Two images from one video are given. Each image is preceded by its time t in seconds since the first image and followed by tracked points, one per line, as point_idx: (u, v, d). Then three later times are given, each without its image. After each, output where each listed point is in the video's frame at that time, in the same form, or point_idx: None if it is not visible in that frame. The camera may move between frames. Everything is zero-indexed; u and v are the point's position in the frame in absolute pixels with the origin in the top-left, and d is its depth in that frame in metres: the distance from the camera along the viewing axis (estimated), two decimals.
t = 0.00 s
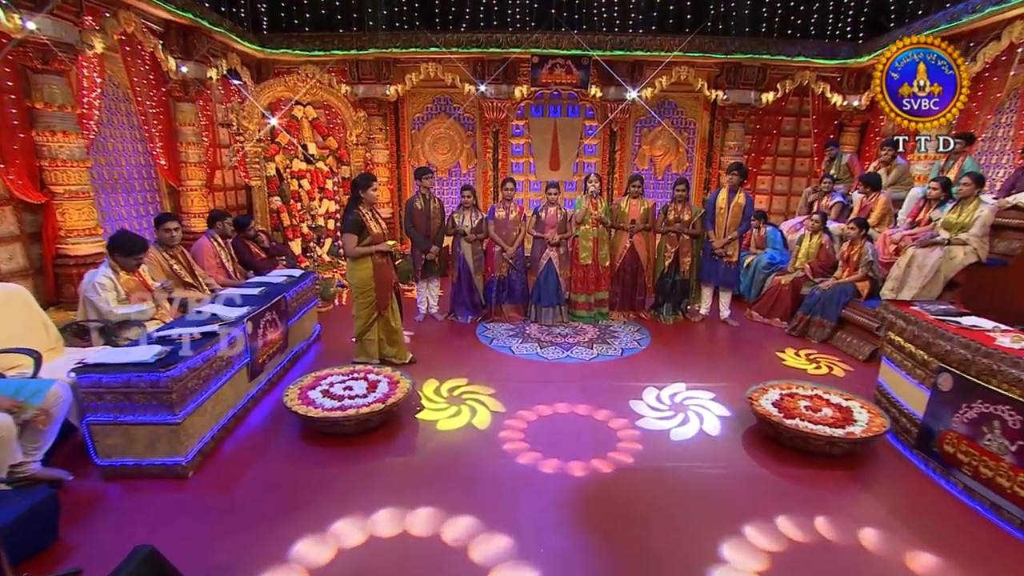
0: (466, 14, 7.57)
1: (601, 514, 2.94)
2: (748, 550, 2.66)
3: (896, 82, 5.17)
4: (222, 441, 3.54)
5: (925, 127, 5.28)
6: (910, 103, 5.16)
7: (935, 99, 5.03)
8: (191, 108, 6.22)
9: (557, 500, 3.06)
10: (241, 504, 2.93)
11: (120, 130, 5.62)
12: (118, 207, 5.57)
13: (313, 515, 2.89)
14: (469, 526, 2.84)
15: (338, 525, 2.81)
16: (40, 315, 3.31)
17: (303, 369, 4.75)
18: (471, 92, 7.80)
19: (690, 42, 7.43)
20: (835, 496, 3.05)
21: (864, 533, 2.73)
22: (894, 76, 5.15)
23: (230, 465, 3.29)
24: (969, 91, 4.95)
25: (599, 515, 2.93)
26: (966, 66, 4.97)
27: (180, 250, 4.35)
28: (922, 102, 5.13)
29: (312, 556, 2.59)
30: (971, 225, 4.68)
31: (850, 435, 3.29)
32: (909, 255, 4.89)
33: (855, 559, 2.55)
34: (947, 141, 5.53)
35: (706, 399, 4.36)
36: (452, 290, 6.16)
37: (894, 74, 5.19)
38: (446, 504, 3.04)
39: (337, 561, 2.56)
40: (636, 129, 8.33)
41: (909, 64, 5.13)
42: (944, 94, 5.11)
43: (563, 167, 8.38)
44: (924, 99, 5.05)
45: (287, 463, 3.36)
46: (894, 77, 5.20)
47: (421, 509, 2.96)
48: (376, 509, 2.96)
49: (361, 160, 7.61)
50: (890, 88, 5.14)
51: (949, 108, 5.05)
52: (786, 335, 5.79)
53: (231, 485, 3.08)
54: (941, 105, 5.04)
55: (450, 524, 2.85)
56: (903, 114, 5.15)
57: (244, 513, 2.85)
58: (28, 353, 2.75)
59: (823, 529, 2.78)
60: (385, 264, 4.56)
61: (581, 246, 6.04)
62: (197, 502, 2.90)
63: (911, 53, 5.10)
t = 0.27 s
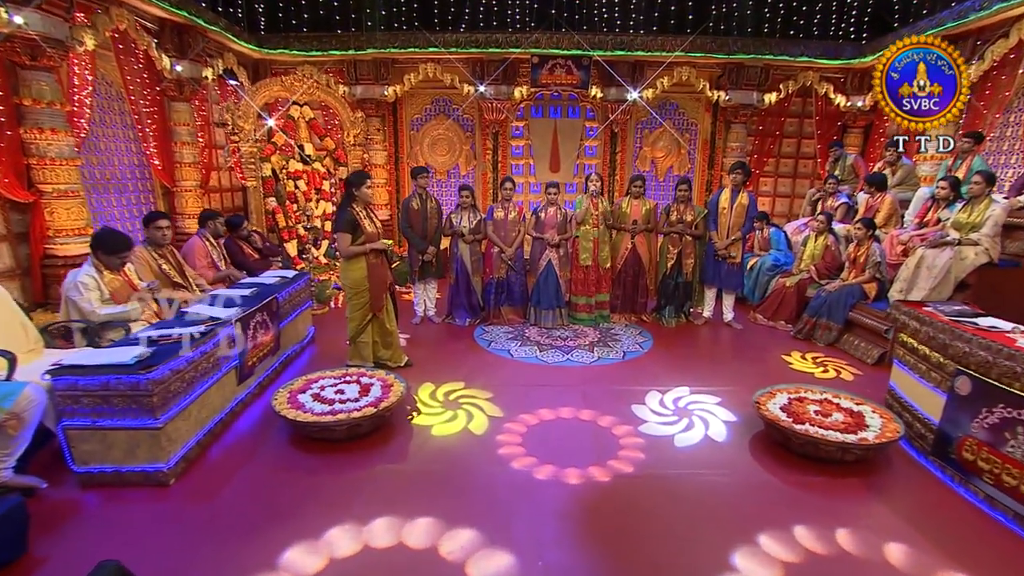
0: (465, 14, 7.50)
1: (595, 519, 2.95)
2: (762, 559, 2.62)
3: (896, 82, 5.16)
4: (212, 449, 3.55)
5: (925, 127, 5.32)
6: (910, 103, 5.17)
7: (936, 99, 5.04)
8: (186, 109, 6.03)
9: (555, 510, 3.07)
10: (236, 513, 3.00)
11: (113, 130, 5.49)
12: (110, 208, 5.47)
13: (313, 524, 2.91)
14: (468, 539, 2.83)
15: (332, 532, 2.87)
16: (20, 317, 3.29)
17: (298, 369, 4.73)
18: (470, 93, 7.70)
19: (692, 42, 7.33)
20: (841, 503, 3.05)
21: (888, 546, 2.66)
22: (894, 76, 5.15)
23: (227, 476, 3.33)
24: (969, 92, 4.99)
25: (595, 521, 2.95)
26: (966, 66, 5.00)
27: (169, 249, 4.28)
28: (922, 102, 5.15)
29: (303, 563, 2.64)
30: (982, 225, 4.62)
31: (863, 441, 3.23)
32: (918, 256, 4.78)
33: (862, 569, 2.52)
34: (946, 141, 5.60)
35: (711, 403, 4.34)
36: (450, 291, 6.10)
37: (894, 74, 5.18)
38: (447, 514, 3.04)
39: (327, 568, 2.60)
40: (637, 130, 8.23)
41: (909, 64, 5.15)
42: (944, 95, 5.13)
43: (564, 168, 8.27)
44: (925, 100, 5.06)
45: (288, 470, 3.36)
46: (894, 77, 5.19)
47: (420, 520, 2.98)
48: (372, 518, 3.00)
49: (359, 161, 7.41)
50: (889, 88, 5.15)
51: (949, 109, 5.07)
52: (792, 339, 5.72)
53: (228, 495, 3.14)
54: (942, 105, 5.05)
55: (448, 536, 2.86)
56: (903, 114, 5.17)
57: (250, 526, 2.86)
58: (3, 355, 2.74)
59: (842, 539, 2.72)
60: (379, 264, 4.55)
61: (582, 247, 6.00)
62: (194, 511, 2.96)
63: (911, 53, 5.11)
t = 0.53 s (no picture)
0: (464, 13, 7.35)
1: (597, 525, 2.85)
2: (774, 566, 2.51)
3: (896, 82, 5.30)
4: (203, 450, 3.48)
5: (926, 127, 5.44)
6: (911, 103, 5.33)
7: (936, 99, 5.19)
8: (180, 106, 5.92)
9: (554, 514, 2.97)
10: (229, 519, 2.91)
11: (104, 127, 5.37)
12: (100, 206, 5.35)
13: (307, 530, 2.83)
14: (468, 552, 2.69)
15: (325, 538, 2.78)
16: None
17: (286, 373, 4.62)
18: (469, 91, 7.59)
19: (693, 40, 7.26)
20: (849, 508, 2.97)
21: (913, 561, 2.51)
22: (894, 76, 5.30)
23: (228, 478, 3.27)
24: (968, 93, 5.13)
25: (595, 527, 2.86)
26: (965, 66, 5.15)
27: (157, 247, 4.19)
28: (923, 101, 5.32)
29: (290, 568, 2.56)
30: (993, 223, 4.53)
31: (874, 446, 3.14)
32: (926, 255, 4.68)
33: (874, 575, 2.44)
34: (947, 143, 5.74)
35: (714, 407, 4.24)
36: (447, 291, 6.00)
37: (894, 74, 5.33)
38: (443, 520, 2.96)
39: None
40: (637, 130, 8.13)
41: (909, 64, 5.29)
42: (943, 94, 5.28)
43: (564, 168, 8.17)
44: (925, 100, 5.21)
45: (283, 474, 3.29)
46: (894, 77, 5.36)
47: (418, 529, 2.87)
48: (369, 524, 2.90)
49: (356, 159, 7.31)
50: (891, 88, 5.32)
51: (949, 109, 5.24)
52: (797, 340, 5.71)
53: (222, 499, 3.06)
54: (941, 105, 5.21)
55: (448, 547, 2.74)
56: (904, 113, 5.33)
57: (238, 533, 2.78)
58: None
59: (862, 549, 2.59)
60: (372, 262, 4.48)
61: (582, 246, 5.96)
62: (186, 516, 2.88)
63: (911, 53, 5.26)
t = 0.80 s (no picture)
0: (462, 8, 7.10)
1: (595, 536, 2.77)
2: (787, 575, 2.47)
3: (896, 82, 5.26)
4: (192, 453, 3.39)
5: (927, 126, 5.39)
6: (910, 103, 5.27)
7: (936, 99, 5.14)
8: (172, 102, 5.72)
9: (552, 522, 2.90)
10: (217, 524, 2.82)
11: (91, 123, 5.24)
12: (88, 204, 5.20)
13: (298, 539, 2.75)
14: (465, 566, 2.59)
15: (317, 546, 2.70)
16: None
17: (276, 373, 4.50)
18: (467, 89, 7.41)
19: (695, 36, 7.23)
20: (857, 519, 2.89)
21: None
22: (895, 76, 5.25)
23: (219, 482, 3.16)
24: (969, 92, 5.09)
25: (594, 537, 2.77)
26: (964, 66, 5.12)
27: (143, 245, 4.07)
28: (922, 102, 5.27)
29: None
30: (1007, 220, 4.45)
31: (889, 451, 3.08)
32: (937, 253, 4.62)
33: None
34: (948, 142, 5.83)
35: (718, 410, 4.28)
36: (442, 291, 5.88)
37: (894, 74, 5.26)
38: (438, 530, 2.86)
39: None
40: (638, 129, 8.00)
41: (910, 64, 5.23)
42: (944, 94, 5.22)
43: (563, 168, 8.04)
44: (925, 99, 5.16)
45: (274, 480, 3.21)
46: (894, 77, 5.28)
47: (414, 539, 2.77)
48: (364, 534, 2.81)
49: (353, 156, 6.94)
50: (890, 89, 5.27)
51: (949, 109, 5.19)
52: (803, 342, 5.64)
53: (211, 505, 2.97)
54: (942, 105, 5.15)
55: (444, 560, 2.64)
56: (903, 114, 5.29)
57: (226, 543, 2.68)
58: None
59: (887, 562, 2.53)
60: (364, 260, 4.36)
61: (582, 245, 5.81)
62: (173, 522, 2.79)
63: (911, 53, 5.21)
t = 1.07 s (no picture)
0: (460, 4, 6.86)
1: (592, 552, 2.63)
2: None
3: (896, 82, 5.16)
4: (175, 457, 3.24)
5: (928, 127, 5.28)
6: (910, 103, 5.18)
7: (936, 99, 5.03)
8: (161, 98, 5.56)
9: (546, 534, 2.78)
10: (197, 532, 2.67)
11: (77, 119, 5.10)
12: (73, 202, 5.06)
13: (285, 547, 2.61)
14: None
15: (302, 555, 2.56)
16: None
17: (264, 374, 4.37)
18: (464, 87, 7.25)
19: (697, 32, 7.11)
20: (866, 531, 2.79)
21: None
22: (894, 76, 5.14)
23: (199, 486, 3.01)
24: (969, 91, 5.00)
25: (589, 553, 2.63)
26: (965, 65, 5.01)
27: (123, 244, 3.91)
28: (921, 102, 5.18)
29: None
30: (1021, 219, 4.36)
31: (904, 457, 3.01)
32: (949, 252, 4.52)
33: None
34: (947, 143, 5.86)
35: (722, 415, 4.23)
36: (438, 291, 5.75)
37: (894, 74, 5.17)
38: (429, 539, 2.72)
39: None
40: (639, 127, 7.85)
41: (909, 64, 5.14)
42: (943, 94, 5.13)
43: (563, 167, 7.86)
44: (925, 99, 5.05)
45: (259, 486, 3.08)
46: (894, 77, 5.17)
47: (407, 553, 2.61)
48: (359, 542, 2.67)
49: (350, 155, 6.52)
50: (891, 88, 5.15)
51: (948, 108, 5.07)
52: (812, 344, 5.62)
53: (189, 512, 2.81)
54: (942, 105, 5.06)
55: None
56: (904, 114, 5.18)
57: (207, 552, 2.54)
58: None
59: None
60: (354, 258, 4.22)
61: (580, 245, 5.71)
62: (149, 531, 2.64)
63: (911, 53, 5.12)
